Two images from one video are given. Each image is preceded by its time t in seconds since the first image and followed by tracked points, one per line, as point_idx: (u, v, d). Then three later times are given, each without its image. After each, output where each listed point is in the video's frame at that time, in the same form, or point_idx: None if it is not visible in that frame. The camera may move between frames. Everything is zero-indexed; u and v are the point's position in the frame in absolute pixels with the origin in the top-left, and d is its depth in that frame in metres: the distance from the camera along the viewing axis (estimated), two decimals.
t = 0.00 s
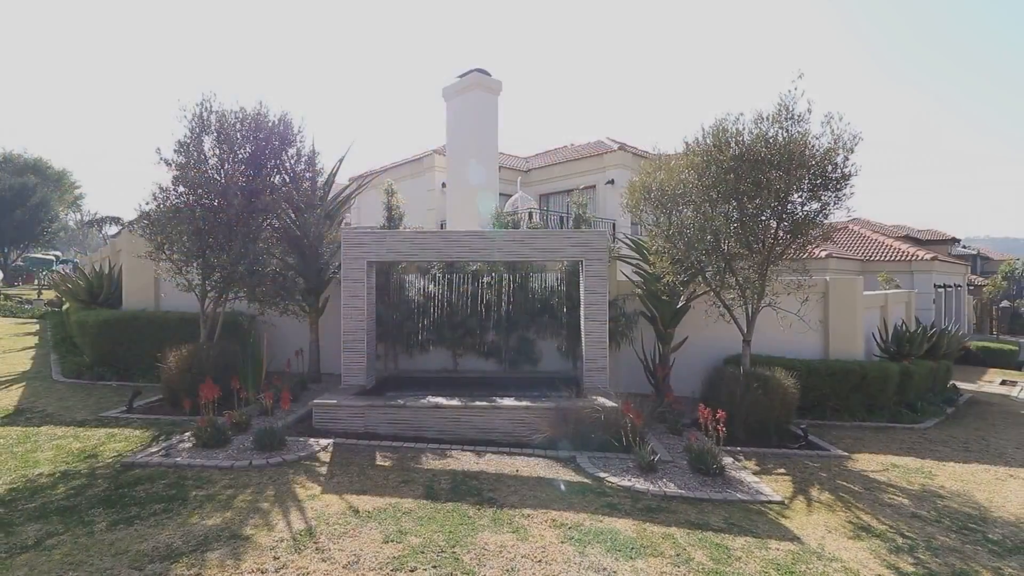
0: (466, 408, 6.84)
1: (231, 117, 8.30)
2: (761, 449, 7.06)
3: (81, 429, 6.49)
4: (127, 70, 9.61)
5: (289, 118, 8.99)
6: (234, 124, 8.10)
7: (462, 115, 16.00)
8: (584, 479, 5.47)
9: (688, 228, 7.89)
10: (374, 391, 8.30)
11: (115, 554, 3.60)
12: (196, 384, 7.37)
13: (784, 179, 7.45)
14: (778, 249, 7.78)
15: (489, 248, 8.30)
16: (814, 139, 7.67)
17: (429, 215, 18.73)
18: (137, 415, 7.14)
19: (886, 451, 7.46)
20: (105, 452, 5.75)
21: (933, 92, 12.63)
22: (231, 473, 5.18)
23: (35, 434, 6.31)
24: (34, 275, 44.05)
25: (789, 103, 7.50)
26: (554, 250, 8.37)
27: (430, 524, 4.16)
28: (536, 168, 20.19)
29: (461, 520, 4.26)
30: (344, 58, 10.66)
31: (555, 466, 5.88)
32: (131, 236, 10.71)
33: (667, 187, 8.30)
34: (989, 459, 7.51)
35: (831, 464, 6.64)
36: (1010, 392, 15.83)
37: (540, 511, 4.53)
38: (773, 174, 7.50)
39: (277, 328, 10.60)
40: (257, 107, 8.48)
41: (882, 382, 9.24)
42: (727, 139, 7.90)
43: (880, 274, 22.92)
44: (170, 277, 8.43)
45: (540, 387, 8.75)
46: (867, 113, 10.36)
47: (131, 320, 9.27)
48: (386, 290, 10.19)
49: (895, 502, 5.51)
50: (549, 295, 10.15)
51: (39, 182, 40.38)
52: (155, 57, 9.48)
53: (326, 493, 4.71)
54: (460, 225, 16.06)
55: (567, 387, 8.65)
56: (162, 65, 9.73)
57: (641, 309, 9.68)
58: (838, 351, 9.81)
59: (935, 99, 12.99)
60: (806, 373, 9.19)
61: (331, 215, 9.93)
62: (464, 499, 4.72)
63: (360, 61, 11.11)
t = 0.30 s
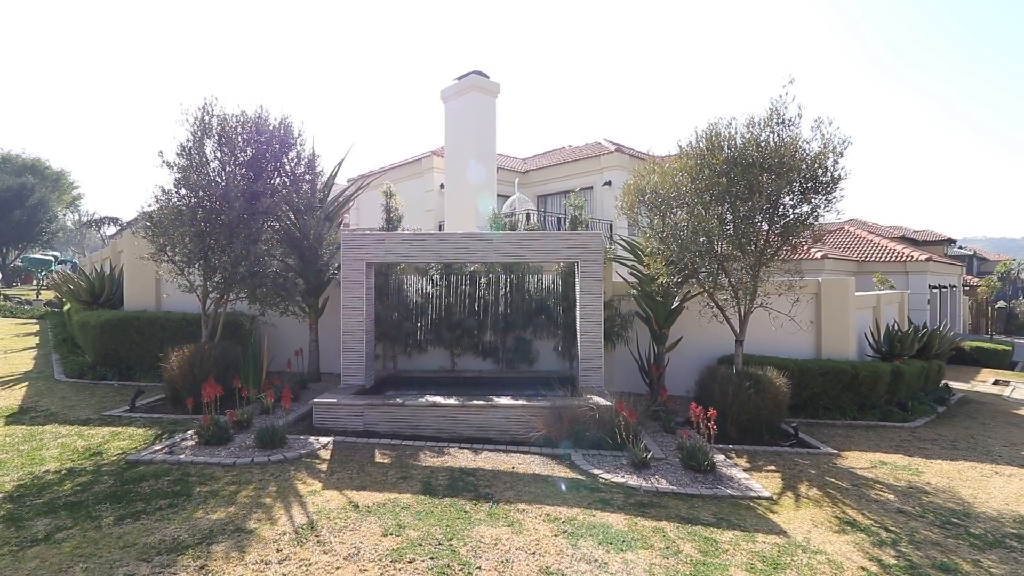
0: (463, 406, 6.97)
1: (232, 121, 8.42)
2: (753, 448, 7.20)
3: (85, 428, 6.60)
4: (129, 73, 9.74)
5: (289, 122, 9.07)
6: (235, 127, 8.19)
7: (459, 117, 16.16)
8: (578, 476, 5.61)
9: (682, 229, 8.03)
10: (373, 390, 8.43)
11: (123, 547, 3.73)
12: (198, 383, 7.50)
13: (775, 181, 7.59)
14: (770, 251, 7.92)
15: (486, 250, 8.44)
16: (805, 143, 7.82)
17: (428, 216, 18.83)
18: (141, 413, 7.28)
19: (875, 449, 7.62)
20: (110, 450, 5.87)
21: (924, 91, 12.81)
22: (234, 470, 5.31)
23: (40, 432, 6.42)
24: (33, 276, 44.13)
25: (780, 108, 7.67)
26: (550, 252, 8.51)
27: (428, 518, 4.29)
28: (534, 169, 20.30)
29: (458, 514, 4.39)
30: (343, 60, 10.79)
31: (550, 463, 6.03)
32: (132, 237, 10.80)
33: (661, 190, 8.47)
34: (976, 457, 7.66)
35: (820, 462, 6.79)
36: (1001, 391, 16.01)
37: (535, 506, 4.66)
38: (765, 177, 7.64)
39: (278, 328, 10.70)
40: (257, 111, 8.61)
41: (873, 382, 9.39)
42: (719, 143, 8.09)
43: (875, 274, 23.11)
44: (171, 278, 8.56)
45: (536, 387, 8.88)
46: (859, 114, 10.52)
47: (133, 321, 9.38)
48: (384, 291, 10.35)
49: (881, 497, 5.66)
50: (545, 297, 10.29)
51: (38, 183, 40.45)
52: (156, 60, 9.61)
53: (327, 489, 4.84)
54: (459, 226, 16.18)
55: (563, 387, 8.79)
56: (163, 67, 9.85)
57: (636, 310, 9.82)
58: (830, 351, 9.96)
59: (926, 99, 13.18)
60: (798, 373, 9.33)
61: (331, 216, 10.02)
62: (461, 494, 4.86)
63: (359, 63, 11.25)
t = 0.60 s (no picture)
0: (460, 405, 7.11)
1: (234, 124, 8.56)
2: (744, 446, 7.34)
3: (90, 427, 6.73)
4: (131, 76, 9.86)
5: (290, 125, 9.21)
6: (236, 130, 8.32)
7: (458, 119, 16.30)
8: (573, 473, 5.75)
9: (676, 231, 8.18)
10: (372, 390, 8.57)
11: (132, 540, 3.86)
12: (200, 382, 7.62)
13: (768, 184, 7.76)
14: (762, 253, 8.08)
15: (484, 251, 8.57)
16: (795, 147, 7.99)
17: (427, 217, 18.96)
18: (144, 413, 7.39)
19: (865, 447, 7.77)
20: (115, 448, 5.99)
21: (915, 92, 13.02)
22: (237, 467, 5.45)
23: (46, 431, 6.55)
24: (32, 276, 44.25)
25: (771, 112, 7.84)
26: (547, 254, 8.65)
27: (426, 512, 4.43)
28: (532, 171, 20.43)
29: (455, 509, 4.53)
30: (342, 62, 10.93)
31: (546, 460, 6.17)
32: (133, 238, 10.90)
33: (656, 193, 8.64)
34: (963, 455, 7.82)
35: (810, 459, 6.94)
36: (994, 391, 16.18)
37: (531, 502, 4.81)
38: (757, 181, 7.80)
39: (278, 328, 10.81)
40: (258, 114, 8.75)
41: (864, 381, 9.54)
42: (712, 147, 8.26)
43: (870, 275, 23.28)
44: (173, 279, 8.69)
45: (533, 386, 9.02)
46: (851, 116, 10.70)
47: (136, 322, 9.50)
48: (383, 292, 10.47)
49: (868, 493, 5.81)
50: (541, 298, 10.41)
51: (37, 184, 40.55)
52: (158, 63, 9.73)
53: (328, 485, 4.98)
54: (458, 227, 16.32)
55: (559, 386, 8.93)
56: (164, 70, 9.98)
57: (631, 310, 9.94)
58: (823, 351, 10.11)
59: (917, 100, 13.36)
60: (791, 373, 9.48)
61: (331, 219, 10.15)
62: (459, 490, 5.00)
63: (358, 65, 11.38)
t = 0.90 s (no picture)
0: (457, 403, 7.24)
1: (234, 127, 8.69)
2: (736, 444, 7.49)
3: (93, 425, 6.85)
4: (132, 78, 9.98)
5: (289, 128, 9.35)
6: (237, 133, 8.45)
7: (456, 121, 16.42)
8: (567, 469, 5.90)
9: (670, 232, 8.33)
10: (371, 389, 8.70)
11: (139, 533, 3.99)
12: (201, 380, 7.75)
13: (760, 187, 7.91)
14: (754, 254, 8.23)
15: (481, 252, 8.70)
16: (786, 150, 8.14)
17: (425, 218, 19.09)
18: (146, 411, 7.51)
19: (855, 444, 7.93)
20: (118, 446, 6.12)
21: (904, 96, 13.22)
22: (239, 463, 5.58)
23: (51, 429, 6.66)
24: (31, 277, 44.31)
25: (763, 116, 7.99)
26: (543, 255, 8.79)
27: (424, 506, 4.57)
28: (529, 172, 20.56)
29: (452, 503, 4.67)
30: (341, 65, 11.06)
31: (541, 457, 6.31)
32: (134, 239, 10.99)
33: (649, 195, 8.79)
34: (951, 452, 7.98)
35: (801, 456, 7.09)
36: (986, 391, 16.36)
37: (525, 496, 4.94)
38: (749, 183, 7.95)
39: (278, 328, 10.93)
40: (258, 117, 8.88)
41: (855, 380, 9.69)
42: (705, 150, 8.41)
43: (866, 275, 23.47)
44: (173, 279, 8.79)
45: (529, 385, 9.14)
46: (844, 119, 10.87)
47: (137, 322, 9.60)
48: (382, 292, 10.59)
49: (856, 489, 5.96)
50: (538, 298, 10.54)
51: (36, 184, 40.62)
52: (159, 66, 9.84)
53: (328, 481, 5.11)
54: (456, 228, 16.45)
55: (555, 385, 9.07)
56: (165, 72, 10.10)
57: (626, 310, 10.08)
58: (815, 350, 10.28)
59: (908, 102, 13.55)
60: (783, 372, 9.64)
61: (331, 220, 10.29)
62: (455, 485, 5.14)
63: (356, 67, 11.52)
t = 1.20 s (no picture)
0: (454, 402, 7.40)
1: (235, 131, 8.85)
2: (726, 441, 7.67)
3: (97, 423, 6.99)
4: (133, 82, 10.13)
5: (289, 131, 9.51)
6: (237, 137, 8.60)
7: (453, 123, 16.58)
8: (560, 465, 6.07)
9: (662, 234, 8.52)
10: (369, 388, 8.85)
11: (146, 525, 4.15)
12: (202, 380, 7.89)
13: (748, 190, 8.11)
14: (744, 255, 8.42)
15: (476, 253, 8.86)
16: (775, 153, 8.36)
17: (423, 219, 19.25)
18: (148, 409, 7.67)
19: (842, 441, 8.12)
20: (122, 443, 6.27)
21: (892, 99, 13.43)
22: (240, 460, 5.74)
23: (55, 427, 6.81)
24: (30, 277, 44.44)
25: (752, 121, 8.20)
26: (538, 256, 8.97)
27: (420, 500, 4.73)
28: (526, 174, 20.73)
29: (448, 497, 4.84)
30: (339, 69, 11.22)
31: (535, 454, 6.48)
32: (134, 241, 11.11)
33: (642, 198, 8.98)
34: (936, 449, 8.18)
35: (788, 453, 7.27)
36: (977, 390, 16.58)
37: (519, 490, 5.11)
38: (738, 186, 8.15)
39: (277, 329, 11.08)
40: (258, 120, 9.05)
41: (845, 378, 9.87)
42: (696, 153, 8.60)
43: (860, 275, 23.70)
44: (175, 279, 8.92)
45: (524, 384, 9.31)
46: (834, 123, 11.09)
47: (138, 323, 9.74)
48: (379, 293, 10.73)
49: (840, 484, 6.15)
50: (533, 299, 10.73)
51: (34, 185, 40.71)
52: (160, 70, 10.00)
53: (328, 476, 5.28)
54: (453, 229, 16.61)
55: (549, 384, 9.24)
56: (166, 76, 10.23)
57: (620, 310, 10.25)
58: (804, 349, 10.47)
59: (896, 105, 13.77)
60: (774, 371, 9.82)
61: (329, 222, 10.47)
62: (451, 480, 5.30)
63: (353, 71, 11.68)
